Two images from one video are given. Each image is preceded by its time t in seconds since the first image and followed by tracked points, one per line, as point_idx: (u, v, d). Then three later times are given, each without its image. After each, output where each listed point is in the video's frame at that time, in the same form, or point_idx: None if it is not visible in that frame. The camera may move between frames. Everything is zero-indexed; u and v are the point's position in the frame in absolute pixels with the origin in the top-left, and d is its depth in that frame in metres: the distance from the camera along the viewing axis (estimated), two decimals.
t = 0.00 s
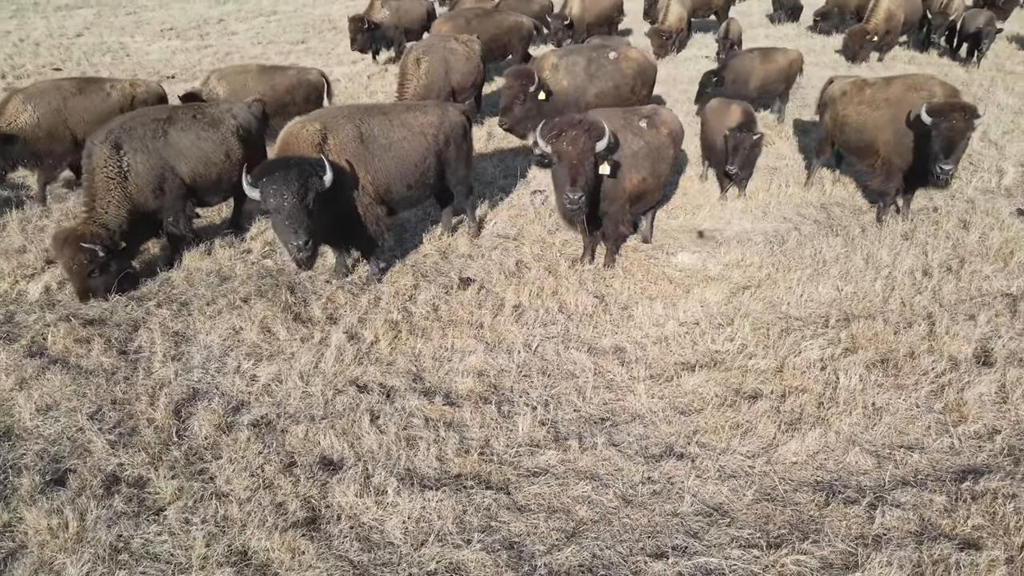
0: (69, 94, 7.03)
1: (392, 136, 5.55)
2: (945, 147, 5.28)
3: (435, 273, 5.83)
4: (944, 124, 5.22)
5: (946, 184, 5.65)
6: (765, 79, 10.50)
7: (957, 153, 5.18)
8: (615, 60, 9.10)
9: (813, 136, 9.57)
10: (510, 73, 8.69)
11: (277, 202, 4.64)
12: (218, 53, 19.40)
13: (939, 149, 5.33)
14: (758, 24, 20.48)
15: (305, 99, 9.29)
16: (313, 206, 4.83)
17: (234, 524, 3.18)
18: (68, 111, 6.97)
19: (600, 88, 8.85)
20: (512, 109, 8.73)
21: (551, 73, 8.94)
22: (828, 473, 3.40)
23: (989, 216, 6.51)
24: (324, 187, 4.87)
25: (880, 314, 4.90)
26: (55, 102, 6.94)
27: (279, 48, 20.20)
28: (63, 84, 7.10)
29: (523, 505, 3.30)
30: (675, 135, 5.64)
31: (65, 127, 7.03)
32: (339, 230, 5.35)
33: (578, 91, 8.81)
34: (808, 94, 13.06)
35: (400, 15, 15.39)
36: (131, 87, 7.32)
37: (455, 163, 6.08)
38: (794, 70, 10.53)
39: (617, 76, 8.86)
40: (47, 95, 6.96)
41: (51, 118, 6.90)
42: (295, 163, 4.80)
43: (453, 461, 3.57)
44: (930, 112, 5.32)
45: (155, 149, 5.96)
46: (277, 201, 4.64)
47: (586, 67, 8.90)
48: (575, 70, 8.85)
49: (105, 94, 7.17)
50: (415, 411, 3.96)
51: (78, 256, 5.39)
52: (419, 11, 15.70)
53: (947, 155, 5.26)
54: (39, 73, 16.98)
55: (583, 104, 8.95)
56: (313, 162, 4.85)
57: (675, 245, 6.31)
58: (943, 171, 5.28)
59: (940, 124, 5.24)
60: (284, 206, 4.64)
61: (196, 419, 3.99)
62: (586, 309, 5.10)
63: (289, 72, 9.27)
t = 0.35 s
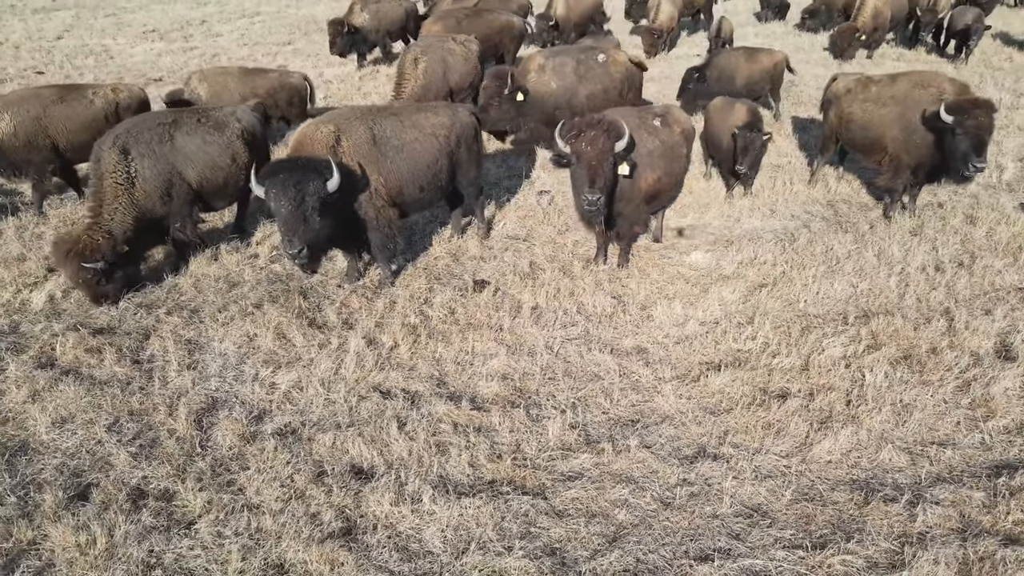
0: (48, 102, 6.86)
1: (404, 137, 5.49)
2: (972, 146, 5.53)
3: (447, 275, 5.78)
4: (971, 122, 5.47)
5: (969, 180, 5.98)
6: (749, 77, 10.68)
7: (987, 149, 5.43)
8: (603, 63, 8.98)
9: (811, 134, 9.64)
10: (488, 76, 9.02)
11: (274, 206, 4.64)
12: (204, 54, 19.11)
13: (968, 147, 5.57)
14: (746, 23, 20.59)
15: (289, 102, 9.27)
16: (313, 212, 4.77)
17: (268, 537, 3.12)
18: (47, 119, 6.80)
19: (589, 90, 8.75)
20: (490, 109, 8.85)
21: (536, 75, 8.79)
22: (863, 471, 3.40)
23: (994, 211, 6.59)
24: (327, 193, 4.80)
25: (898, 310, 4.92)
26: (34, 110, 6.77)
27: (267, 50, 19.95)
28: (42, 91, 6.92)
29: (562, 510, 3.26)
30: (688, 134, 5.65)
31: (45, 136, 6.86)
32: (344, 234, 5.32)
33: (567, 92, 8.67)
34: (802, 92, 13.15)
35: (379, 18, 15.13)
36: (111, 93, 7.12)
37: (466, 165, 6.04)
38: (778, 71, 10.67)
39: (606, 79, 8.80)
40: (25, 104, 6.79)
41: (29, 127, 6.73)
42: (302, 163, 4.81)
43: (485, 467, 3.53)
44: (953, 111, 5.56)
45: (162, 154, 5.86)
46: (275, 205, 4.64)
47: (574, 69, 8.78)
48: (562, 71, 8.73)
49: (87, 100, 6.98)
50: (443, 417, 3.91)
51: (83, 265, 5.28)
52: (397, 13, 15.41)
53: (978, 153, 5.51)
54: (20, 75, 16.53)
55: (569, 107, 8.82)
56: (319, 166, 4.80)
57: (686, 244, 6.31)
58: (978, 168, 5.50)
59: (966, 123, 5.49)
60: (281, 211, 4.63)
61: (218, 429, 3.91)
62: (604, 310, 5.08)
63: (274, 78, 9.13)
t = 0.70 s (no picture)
0: (27, 111, 6.68)
1: (424, 139, 5.48)
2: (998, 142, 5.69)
3: (464, 279, 5.73)
4: (997, 118, 5.62)
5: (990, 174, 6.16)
6: (732, 75, 10.43)
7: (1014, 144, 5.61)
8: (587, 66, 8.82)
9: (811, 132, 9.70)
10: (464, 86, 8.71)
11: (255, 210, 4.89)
12: (190, 56, 18.76)
13: (994, 143, 5.73)
14: (735, 21, 20.68)
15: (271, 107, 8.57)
16: (290, 221, 4.86)
17: (314, 550, 3.05)
18: (26, 129, 6.64)
19: (573, 94, 8.56)
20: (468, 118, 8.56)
21: (517, 81, 8.59)
22: (905, 468, 3.41)
23: (1001, 206, 6.67)
24: (304, 204, 4.79)
25: (920, 306, 4.96)
26: (13, 119, 6.61)
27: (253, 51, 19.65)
28: (21, 99, 6.73)
29: (609, 515, 3.23)
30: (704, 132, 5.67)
31: (24, 145, 6.71)
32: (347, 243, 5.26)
33: (551, 97, 8.46)
34: (796, 89, 13.23)
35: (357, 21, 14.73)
36: (92, 99, 6.90)
37: (483, 167, 6.01)
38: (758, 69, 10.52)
39: (589, 82, 8.61)
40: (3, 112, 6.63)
41: (8, 137, 6.58)
42: (305, 170, 4.84)
43: (527, 473, 3.49)
44: (977, 107, 5.70)
45: (169, 160, 5.76)
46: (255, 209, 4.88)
47: (556, 74, 8.59)
48: (544, 75, 8.54)
49: (68, 110, 6.79)
50: (478, 423, 3.86)
51: (96, 270, 5.10)
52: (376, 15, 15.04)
53: (1005, 147, 5.68)
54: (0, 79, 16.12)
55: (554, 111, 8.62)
56: (303, 175, 4.82)
57: (700, 242, 6.30)
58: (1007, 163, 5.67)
59: (992, 118, 5.63)
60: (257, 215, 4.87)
61: (248, 440, 3.83)
62: (627, 312, 5.06)
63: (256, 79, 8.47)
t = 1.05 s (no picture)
0: (10, 118, 6.53)
1: (441, 141, 5.43)
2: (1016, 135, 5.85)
3: (480, 281, 5.68)
4: (1013, 112, 5.76)
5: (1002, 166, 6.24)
6: (714, 75, 10.35)
7: None
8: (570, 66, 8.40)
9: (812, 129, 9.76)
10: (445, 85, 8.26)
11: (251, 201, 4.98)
12: (177, 58, 18.46)
13: (1011, 138, 5.88)
14: (724, 19, 20.76)
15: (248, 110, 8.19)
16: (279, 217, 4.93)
17: (357, 562, 3.00)
18: (9, 137, 6.48)
19: (558, 96, 8.13)
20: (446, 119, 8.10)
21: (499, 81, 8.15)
22: (942, 465, 3.42)
23: (1007, 200, 6.74)
24: (293, 202, 4.84)
25: (939, 302, 4.99)
26: None
27: (241, 52, 19.40)
28: (3, 106, 6.57)
29: (653, 518, 3.20)
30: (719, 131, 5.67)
31: (8, 153, 6.56)
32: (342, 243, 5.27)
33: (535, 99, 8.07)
34: (792, 87, 13.30)
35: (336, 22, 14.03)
36: (76, 107, 6.72)
37: (497, 169, 5.96)
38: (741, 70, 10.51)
39: (573, 82, 8.21)
40: None
41: None
42: (298, 167, 4.86)
43: (566, 477, 3.46)
44: (993, 103, 5.83)
45: (178, 165, 5.67)
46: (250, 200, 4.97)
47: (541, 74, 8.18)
48: (528, 77, 8.12)
49: (52, 117, 6.63)
50: (511, 427, 3.82)
51: (105, 279, 4.95)
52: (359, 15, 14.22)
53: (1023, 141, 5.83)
54: None
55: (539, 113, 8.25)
56: (295, 173, 4.84)
57: (713, 241, 6.30)
58: None
59: (1008, 113, 5.76)
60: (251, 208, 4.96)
61: (277, 449, 3.75)
62: (649, 312, 5.04)
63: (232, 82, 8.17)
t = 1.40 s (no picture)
0: None
1: (453, 143, 5.37)
2: None
3: (497, 284, 5.63)
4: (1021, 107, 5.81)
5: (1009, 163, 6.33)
6: (695, 76, 10.19)
7: None
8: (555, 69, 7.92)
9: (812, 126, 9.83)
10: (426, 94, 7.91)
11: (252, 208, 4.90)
12: (162, 60, 18.16)
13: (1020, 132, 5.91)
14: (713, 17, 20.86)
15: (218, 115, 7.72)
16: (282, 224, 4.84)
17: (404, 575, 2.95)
18: None
19: (539, 100, 7.67)
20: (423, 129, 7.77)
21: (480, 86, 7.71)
22: (979, 461, 3.44)
23: (1012, 195, 6.83)
24: (291, 209, 4.75)
25: (956, 298, 5.04)
26: None
27: (228, 54, 19.13)
28: None
29: (699, 522, 3.18)
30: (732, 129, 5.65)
31: None
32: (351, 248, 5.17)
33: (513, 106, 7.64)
34: (786, 85, 13.38)
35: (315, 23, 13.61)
36: (57, 111, 6.59)
37: (510, 171, 5.90)
38: (725, 69, 10.30)
39: (556, 86, 7.74)
40: None
41: None
42: (295, 174, 4.78)
43: (605, 481, 3.43)
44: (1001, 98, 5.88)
45: (184, 174, 5.52)
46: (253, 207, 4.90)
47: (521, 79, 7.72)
48: (508, 81, 7.65)
49: (30, 122, 6.43)
50: (546, 432, 3.78)
51: (98, 294, 4.77)
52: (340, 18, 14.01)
53: None
54: None
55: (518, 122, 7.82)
56: (295, 180, 4.76)
57: (726, 240, 6.31)
58: None
59: (1017, 108, 5.80)
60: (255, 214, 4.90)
61: (308, 460, 3.68)
62: (670, 312, 5.03)
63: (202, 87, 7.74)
